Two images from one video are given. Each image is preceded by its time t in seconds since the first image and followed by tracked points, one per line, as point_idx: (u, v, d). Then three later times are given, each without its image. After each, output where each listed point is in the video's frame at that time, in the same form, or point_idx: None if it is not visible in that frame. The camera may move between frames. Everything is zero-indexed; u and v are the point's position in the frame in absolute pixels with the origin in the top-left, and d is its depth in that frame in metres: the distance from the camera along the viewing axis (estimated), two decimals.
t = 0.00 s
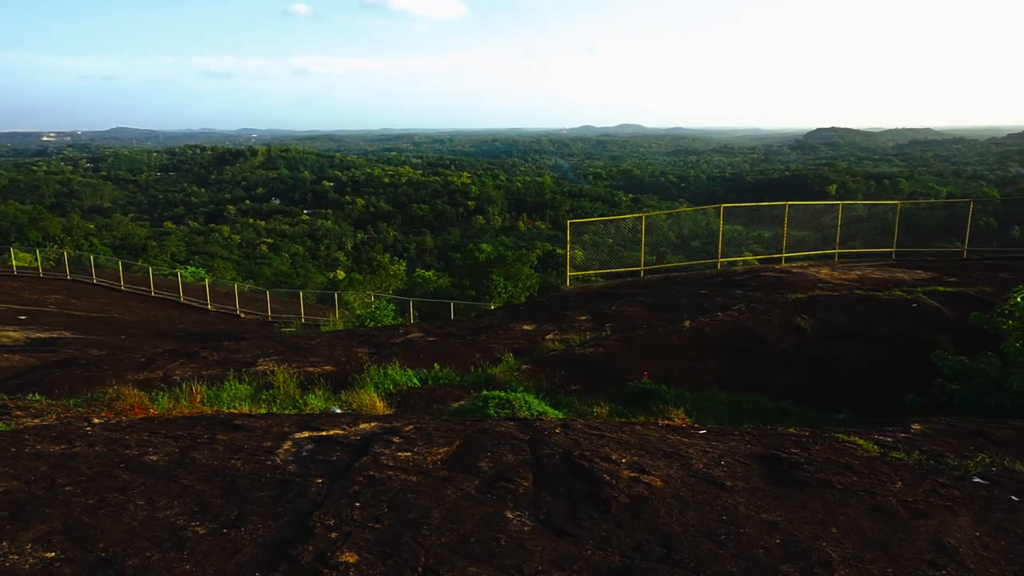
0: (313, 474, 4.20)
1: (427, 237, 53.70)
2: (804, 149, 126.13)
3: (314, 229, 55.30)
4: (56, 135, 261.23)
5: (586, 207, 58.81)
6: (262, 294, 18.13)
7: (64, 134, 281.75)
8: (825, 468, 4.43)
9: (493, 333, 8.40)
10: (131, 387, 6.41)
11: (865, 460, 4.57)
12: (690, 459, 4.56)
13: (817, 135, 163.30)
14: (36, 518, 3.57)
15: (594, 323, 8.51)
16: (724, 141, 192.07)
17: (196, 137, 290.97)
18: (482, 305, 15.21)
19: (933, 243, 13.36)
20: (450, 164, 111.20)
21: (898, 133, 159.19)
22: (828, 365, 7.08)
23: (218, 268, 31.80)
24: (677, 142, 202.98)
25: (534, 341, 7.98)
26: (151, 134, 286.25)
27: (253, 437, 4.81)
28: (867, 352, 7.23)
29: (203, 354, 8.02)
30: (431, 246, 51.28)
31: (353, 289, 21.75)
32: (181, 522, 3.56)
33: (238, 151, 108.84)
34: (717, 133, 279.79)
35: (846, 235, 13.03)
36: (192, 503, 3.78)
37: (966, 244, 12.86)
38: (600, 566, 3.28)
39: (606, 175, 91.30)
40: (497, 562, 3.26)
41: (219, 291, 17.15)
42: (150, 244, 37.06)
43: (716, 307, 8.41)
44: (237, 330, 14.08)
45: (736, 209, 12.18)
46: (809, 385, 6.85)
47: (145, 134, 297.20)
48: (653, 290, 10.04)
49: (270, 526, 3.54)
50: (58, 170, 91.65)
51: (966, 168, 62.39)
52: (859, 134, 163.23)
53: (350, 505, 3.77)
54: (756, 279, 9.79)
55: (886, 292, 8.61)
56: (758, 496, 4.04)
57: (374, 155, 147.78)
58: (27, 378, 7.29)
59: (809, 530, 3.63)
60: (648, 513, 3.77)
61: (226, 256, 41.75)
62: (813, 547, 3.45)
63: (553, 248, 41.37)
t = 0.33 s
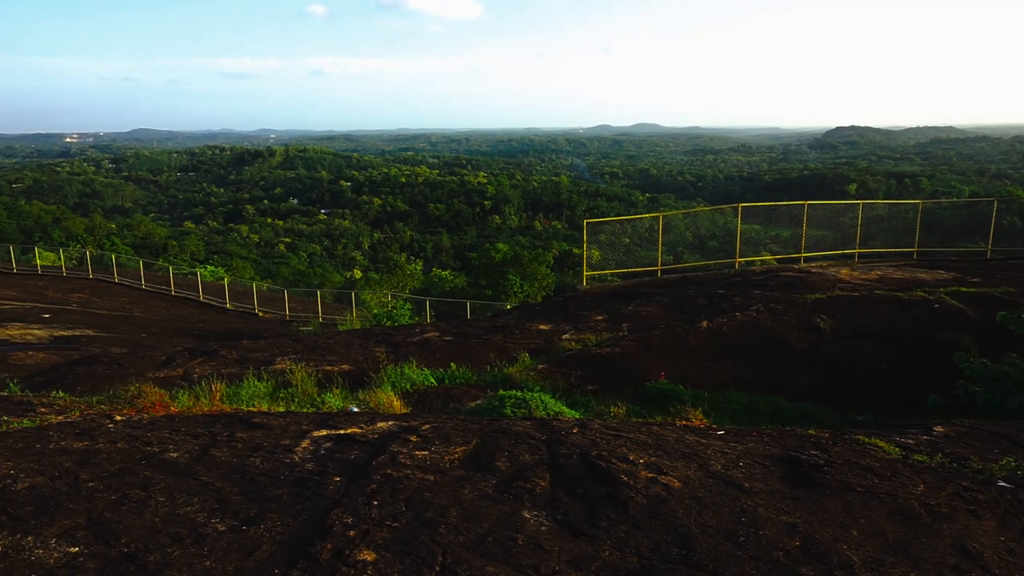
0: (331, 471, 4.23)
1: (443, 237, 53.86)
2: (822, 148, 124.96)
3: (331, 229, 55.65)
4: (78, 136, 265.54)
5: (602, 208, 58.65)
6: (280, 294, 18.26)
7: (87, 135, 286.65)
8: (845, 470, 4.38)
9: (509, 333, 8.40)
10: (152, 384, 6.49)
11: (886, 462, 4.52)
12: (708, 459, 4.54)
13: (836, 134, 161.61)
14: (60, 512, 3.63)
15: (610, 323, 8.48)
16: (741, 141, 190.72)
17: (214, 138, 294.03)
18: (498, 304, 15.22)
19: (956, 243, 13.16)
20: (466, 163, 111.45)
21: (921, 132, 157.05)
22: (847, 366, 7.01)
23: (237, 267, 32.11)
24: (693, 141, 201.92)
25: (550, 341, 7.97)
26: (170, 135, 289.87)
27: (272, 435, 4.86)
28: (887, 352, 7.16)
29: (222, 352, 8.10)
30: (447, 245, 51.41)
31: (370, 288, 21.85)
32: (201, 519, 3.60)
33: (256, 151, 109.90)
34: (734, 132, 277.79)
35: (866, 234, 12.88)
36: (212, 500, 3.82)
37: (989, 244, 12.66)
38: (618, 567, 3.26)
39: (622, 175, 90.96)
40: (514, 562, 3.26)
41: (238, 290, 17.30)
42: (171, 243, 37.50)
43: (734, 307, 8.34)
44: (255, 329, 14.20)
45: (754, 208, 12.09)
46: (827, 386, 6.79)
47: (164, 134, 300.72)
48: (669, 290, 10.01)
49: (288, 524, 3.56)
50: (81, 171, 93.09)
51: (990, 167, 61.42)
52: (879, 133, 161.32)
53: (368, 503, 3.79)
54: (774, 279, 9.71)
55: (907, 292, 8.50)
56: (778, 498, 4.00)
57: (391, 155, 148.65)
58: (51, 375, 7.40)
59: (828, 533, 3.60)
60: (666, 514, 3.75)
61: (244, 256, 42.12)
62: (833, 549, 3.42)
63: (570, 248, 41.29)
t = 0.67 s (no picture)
0: (349, 469, 4.25)
1: (459, 236, 53.97)
2: (841, 145, 123.62)
3: (348, 228, 55.99)
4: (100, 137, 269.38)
5: (619, 207, 58.48)
6: (298, 292, 18.39)
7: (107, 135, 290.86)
8: (866, 471, 4.33)
9: (526, 332, 8.40)
10: (173, 382, 6.56)
11: (909, 463, 4.46)
12: (726, 459, 4.51)
13: (854, 131, 159.77)
14: (84, 508, 3.68)
15: (627, 322, 8.45)
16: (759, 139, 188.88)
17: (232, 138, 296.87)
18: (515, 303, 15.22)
19: (979, 242, 12.95)
20: (482, 163, 111.60)
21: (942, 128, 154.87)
22: (867, 366, 6.93)
23: (256, 266, 32.41)
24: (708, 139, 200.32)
25: (567, 340, 7.96)
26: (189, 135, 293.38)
27: (291, 432, 4.89)
28: (909, 352, 7.06)
29: (241, 350, 8.18)
30: (463, 244, 51.50)
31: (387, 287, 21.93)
32: (222, 515, 3.63)
33: (274, 151, 110.89)
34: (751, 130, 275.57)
35: (887, 233, 12.71)
36: (231, 496, 3.85)
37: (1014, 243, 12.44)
38: (636, 566, 3.25)
39: (640, 173, 90.60)
40: (532, 561, 3.26)
41: (257, 289, 17.45)
42: (191, 243, 37.91)
43: (751, 306, 8.28)
44: (274, 327, 14.31)
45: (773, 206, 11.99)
46: (847, 386, 6.72)
47: (183, 134, 303.92)
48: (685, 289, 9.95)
49: (307, 521, 3.58)
50: (103, 171, 94.42)
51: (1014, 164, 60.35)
52: (898, 130, 159.32)
53: (385, 501, 3.80)
54: (793, 278, 9.62)
55: (929, 291, 8.39)
56: (797, 499, 3.97)
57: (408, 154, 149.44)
58: (74, 372, 7.52)
59: (849, 534, 3.56)
60: (684, 514, 3.73)
61: (263, 255, 42.49)
62: (854, 551, 3.38)
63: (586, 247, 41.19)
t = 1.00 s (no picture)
0: (366, 469, 4.27)
1: (474, 236, 54.09)
2: (859, 143, 122.37)
3: (363, 228, 56.33)
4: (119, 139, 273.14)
5: (634, 207, 58.29)
6: (314, 292, 18.51)
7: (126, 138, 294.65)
8: (887, 472, 4.28)
9: (541, 332, 8.39)
10: (192, 381, 6.63)
11: (930, 465, 4.39)
12: (744, 460, 4.47)
13: (873, 129, 158.05)
14: (106, 505, 3.72)
15: (642, 321, 8.42)
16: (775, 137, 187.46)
17: (248, 139, 299.31)
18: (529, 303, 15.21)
19: (1002, 240, 12.76)
20: (497, 163, 111.79)
21: (963, 126, 152.71)
22: (888, 366, 6.85)
23: (273, 267, 32.70)
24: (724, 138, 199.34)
25: (583, 340, 7.94)
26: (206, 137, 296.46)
27: (308, 432, 4.92)
28: (929, 352, 6.97)
29: (259, 350, 8.25)
30: (478, 244, 51.61)
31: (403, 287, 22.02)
32: (240, 514, 3.66)
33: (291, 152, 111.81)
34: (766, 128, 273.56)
35: (907, 231, 12.54)
36: (250, 495, 3.88)
37: None
38: (653, 567, 3.24)
39: (655, 172, 90.35)
40: (549, 561, 3.25)
41: (274, 289, 17.59)
42: (209, 244, 38.31)
43: (768, 306, 8.21)
44: (292, 327, 14.42)
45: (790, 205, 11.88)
46: (866, 385, 6.65)
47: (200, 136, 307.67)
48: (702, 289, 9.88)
49: (325, 520, 3.60)
50: (122, 173, 95.75)
51: None
52: (918, 127, 157.28)
53: (402, 501, 3.81)
54: (811, 277, 9.52)
55: (950, 290, 8.27)
56: (817, 500, 3.92)
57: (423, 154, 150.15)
58: (96, 372, 7.61)
59: (870, 537, 3.52)
60: (702, 515, 3.70)
61: (279, 255, 42.86)
62: (874, 554, 3.34)
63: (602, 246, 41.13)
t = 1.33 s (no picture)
0: (380, 468, 4.28)
1: (487, 236, 54.16)
2: (876, 143, 121.22)
3: (377, 228, 56.56)
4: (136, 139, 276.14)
5: (647, 207, 58.11)
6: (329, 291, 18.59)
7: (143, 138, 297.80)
8: (905, 476, 4.23)
9: (555, 332, 8.37)
10: (208, 380, 6.67)
11: (949, 469, 4.34)
12: (759, 462, 4.44)
13: (889, 128, 156.52)
14: (123, 502, 3.76)
15: (656, 322, 8.38)
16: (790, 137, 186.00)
17: (263, 139, 301.92)
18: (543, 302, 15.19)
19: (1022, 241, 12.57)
20: (511, 162, 111.81)
21: (981, 125, 150.81)
22: (905, 367, 6.78)
23: (288, 266, 32.90)
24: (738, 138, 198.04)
25: (596, 340, 7.92)
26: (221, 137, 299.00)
27: (322, 431, 4.94)
28: (947, 354, 6.88)
29: (273, 349, 8.30)
30: (491, 244, 51.67)
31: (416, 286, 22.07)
32: (255, 513, 3.68)
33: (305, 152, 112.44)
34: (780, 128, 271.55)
35: (925, 232, 12.39)
36: (265, 493, 3.91)
37: None
38: (667, 569, 3.22)
39: (669, 172, 90.01)
40: (562, 562, 3.24)
41: (288, 288, 17.69)
42: (224, 243, 38.61)
43: (783, 306, 8.15)
44: (306, 326, 14.50)
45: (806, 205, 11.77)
46: (883, 386, 6.58)
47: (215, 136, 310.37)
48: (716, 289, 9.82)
49: (338, 519, 3.62)
50: (140, 173, 96.85)
51: None
52: (936, 126, 155.49)
53: (416, 500, 3.82)
54: (826, 278, 9.43)
55: (969, 292, 8.17)
56: (833, 503, 3.89)
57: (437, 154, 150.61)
58: (113, 370, 7.68)
59: (887, 541, 3.48)
60: (717, 517, 3.68)
61: (294, 254, 43.13)
62: (892, 558, 3.30)
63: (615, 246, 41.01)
